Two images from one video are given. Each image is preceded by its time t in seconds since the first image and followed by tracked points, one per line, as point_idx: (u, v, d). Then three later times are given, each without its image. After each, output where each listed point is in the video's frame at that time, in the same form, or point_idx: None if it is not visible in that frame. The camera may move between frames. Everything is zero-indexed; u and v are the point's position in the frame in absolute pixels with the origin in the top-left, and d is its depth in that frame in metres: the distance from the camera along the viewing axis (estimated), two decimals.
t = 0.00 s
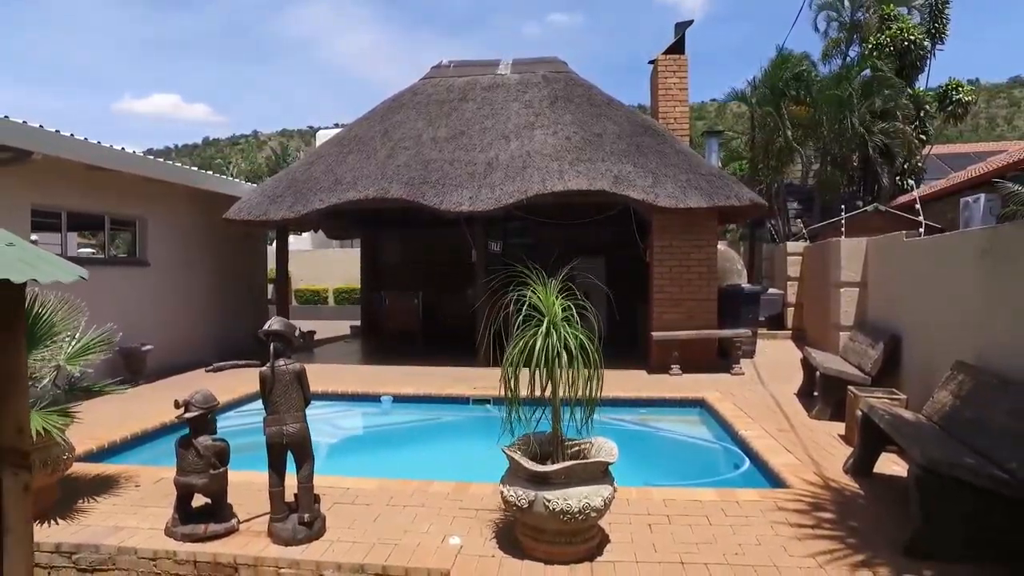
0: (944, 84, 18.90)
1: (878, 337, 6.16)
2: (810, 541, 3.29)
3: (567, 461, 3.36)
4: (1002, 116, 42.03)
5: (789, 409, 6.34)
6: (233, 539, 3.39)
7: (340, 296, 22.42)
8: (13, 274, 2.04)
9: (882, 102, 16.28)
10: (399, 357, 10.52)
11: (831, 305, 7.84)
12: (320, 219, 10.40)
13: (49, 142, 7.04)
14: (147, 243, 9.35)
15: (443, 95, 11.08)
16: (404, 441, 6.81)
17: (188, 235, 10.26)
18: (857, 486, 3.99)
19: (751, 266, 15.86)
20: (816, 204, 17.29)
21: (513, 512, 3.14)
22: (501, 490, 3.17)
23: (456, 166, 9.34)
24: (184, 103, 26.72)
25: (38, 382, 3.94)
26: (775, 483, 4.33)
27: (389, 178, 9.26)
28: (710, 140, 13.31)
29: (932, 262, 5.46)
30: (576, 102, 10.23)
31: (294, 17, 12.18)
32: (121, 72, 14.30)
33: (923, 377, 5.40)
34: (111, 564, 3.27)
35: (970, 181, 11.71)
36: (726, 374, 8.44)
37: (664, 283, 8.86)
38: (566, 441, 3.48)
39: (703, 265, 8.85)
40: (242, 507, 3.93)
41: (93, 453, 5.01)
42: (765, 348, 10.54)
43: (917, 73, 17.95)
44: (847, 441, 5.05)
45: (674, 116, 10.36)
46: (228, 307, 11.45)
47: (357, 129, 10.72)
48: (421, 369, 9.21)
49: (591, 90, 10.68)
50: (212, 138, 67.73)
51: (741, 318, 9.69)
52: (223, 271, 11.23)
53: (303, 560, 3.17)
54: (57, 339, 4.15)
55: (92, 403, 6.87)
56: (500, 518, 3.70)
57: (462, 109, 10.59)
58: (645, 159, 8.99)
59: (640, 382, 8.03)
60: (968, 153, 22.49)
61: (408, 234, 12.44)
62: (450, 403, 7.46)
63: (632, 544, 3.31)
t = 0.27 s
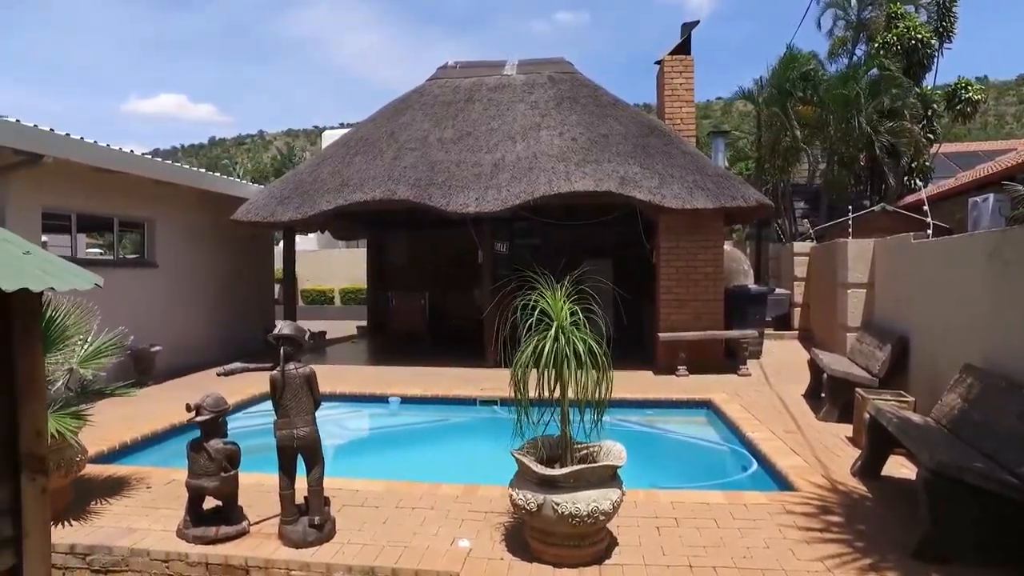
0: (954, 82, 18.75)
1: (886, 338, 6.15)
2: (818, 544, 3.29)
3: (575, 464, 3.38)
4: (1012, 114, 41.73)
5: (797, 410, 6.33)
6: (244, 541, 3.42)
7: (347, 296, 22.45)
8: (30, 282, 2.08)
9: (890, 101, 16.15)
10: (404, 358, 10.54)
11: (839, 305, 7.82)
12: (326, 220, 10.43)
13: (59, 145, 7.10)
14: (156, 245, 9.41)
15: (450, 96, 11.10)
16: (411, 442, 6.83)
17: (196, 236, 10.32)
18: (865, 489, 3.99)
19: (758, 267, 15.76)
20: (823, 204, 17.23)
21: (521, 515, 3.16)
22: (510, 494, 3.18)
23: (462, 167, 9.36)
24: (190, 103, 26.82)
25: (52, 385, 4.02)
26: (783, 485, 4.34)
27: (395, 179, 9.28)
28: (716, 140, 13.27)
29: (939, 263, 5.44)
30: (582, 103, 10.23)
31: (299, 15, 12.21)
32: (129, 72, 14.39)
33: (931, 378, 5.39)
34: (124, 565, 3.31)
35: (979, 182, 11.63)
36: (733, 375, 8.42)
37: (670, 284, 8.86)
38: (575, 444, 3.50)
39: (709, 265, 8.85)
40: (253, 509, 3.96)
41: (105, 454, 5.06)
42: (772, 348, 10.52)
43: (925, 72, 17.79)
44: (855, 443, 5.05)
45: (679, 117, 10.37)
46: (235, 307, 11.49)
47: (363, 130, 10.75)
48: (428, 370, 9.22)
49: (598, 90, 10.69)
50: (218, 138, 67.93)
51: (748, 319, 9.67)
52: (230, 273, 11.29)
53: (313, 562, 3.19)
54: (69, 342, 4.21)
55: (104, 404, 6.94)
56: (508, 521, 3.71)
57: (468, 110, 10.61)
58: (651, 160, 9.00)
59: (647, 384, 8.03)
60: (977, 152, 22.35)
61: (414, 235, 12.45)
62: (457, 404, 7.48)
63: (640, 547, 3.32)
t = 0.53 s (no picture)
0: (971, 81, 18.58)
1: (902, 343, 6.10)
2: (835, 554, 3.27)
3: (590, 472, 3.38)
4: None
5: (812, 416, 6.29)
6: (260, 547, 3.44)
7: (360, 298, 22.56)
8: (53, 294, 2.11)
9: (905, 102, 15.97)
10: (416, 361, 10.57)
11: (854, 309, 7.77)
12: (339, 224, 10.48)
13: (76, 152, 7.19)
14: (171, 249, 9.50)
15: (462, 99, 11.13)
16: (424, 446, 6.84)
17: (210, 240, 10.40)
18: (882, 497, 3.96)
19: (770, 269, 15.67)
20: (837, 206, 17.14)
21: (536, 523, 3.16)
22: (525, 501, 3.18)
23: (474, 171, 9.36)
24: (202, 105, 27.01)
25: (71, 391, 4.06)
26: (798, 493, 4.31)
27: (407, 183, 9.30)
28: (727, 142, 13.21)
29: (956, 268, 5.40)
30: (594, 106, 10.23)
31: (310, 14, 12.27)
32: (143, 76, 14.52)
33: (948, 383, 5.34)
34: (143, 570, 3.34)
35: (995, 183, 11.53)
36: (746, 379, 8.38)
37: (683, 287, 8.84)
38: (590, 452, 3.50)
39: (722, 269, 8.82)
40: (268, 514, 3.98)
41: (122, 458, 5.11)
42: (785, 351, 10.47)
43: (940, 72, 17.67)
44: (870, 449, 5.01)
45: (692, 119, 10.35)
46: (249, 310, 11.57)
47: (376, 134, 10.79)
48: (440, 374, 9.24)
49: (609, 93, 10.68)
50: (231, 140, 68.36)
51: (761, 322, 9.63)
52: (244, 277, 11.37)
53: (329, 569, 3.21)
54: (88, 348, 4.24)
55: (121, 408, 7.00)
56: (523, 528, 3.71)
57: (480, 114, 10.63)
58: (664, 163, 8.98)
59: (659, 388, 8.00)
60: (993, 152, 22.15)
61: (426, 239, 12.48)
62: (470, 408, 7.48)
63: (655, 555, 3.31)
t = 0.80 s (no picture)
0: (992, 88, 18.39)
1: (926, 357, 6.02)
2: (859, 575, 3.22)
3: (609, 490, 3.35)
4: None
5: (833, 430, 6.21)
6: (280, 563, 3.45)
7: (376, 309, 22.66)
8: (80, 315, 2.22)
9: (924, 110, 15.85)
10: (432, 373, 10.59)
11: (875, 321, 7.69)
12: (357, 236, 10.55)
13: (101, 167, 7.31)
14: (191, 262, 9.61)
15: (478, 112, 11.19)
16: (441, 460, 6.84)
17: (230, 252, 10.51)
18: (907, 516, 3.90)
19: (788, 280, 15.54)
20: (856, 215, 16.99)
21: (555, 541, 3.14)
22: (544, 519, 3.17)
23: (491, 184, 9.39)
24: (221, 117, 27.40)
25: (94, 405, 4.11)
26: (820, 510, 4.25)
27: (424, 196, 9.34)
28: (744, 153, 13.16)
29: (980, 281, 5.33)
30: (610, 118, 10.24)
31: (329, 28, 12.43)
32: (164, 89, 14.76)
33: (973, 398, 5.25)
34: None
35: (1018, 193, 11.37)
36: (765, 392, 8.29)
37: (700, 299, 8.78)
38: (609, 468, 3.48)
39: (739, 281, 8.77)
40: (287, 529, 3.99)
41: (143, 471, 5.16)
42: (804, 364, 10.36)
43: (961, 80, 17.49)
44: (894, 465, 4.93)
45: (708, 130, 10.33)
46: (267, 322, 11.66)
47: (393, 147, 10.87)
48: (457, 386, 9.24)
49: (625, 105, 10.69)
50: (248, 151, 69.06)
51: (779, 334, 9.54)
52: (262, 289, 11.47)
53: None
54: (110, 364, 4.29)
55: (142, 420, 7.08)
56: (541, 545, 3.69)
57: (496, 126, 10.68)
58: (681, 175, 8.96)
59: (677, 401, 7.94)
60: (1016, 159, 21.84)
61: (443, 250, 12.53)
62: (487, 421, 7.48)
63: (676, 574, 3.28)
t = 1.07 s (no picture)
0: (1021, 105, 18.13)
1: (959, 384, 5.87)
2: None
3: (635, 523, 3.29)
4: None
5: (863, 459, 6.06)
6: None
7: (397, 332, 22.71)
8: (111, 348, 2.36)
9: (949, 129, 15.64)
10: (453, 398, 10.56)
11: (905, 346, 7.53)
12: (379, 260, 10.62)
13: (131, 195, 7.47)
14: (216, 287, 9.73)
15: (499, 136, 11.27)
16: (463, 487, 6.78)
17: (254, 277, 10.63)
18: (944, 552, 3.77)
19: (812, 302, 15.32)
20: (881, 236, 16.77)
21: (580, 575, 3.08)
22: (570, 552, 3.11)
23: (512, 209, 9.42)
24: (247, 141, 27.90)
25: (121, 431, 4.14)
26: (852, 544, 4.13)
27: (445, 221, 9.39)
28: (767, 175, 13.08)
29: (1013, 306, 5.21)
30: (631, 141, 10.26)
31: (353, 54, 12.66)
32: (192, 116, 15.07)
33: (1011, 427, 5.10)
34: None
35: None
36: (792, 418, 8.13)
37: (723, 323, 8.68)
38: (634, 500, 3.42)
39: (763, 305, 8.66)
40: (309, 558, 3.97)
41: (167, 496, 5.18)
42: (831, 388, 10.17)
43: (990, 98, 17.22)
44: (928, 497, 4.79)
45: (729, 153, 10.30)
46: (290, 345, 11.74)
47: (415, 172, 10.97)
48: (478, 411, 9.20)
49: (646, 129, 10.71)
50: (272, 175, 70.13)
51: (804, 358, 9.37)
52: (285, 313, 11.57)
53: None
54: (137, 390, 4.32)
55: (166, 445, 7.12)
56: None
57: (517, 150, 10.74)
58: (702, 198, 8.92)
59: (702, 427, 7.82)
60: None
61: (464, 274, 12.56)
62: (508, 447, 7.42)
63: None
